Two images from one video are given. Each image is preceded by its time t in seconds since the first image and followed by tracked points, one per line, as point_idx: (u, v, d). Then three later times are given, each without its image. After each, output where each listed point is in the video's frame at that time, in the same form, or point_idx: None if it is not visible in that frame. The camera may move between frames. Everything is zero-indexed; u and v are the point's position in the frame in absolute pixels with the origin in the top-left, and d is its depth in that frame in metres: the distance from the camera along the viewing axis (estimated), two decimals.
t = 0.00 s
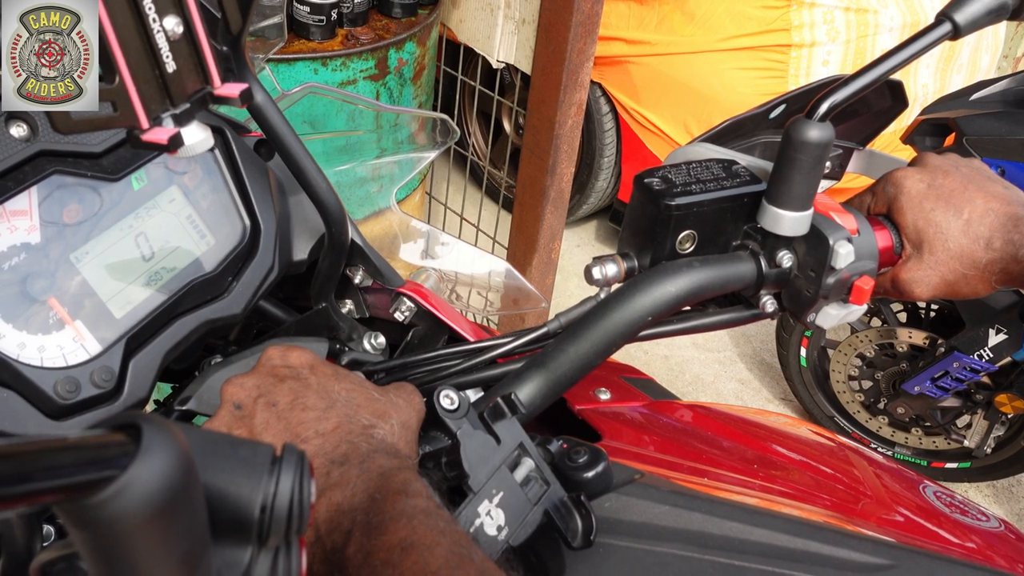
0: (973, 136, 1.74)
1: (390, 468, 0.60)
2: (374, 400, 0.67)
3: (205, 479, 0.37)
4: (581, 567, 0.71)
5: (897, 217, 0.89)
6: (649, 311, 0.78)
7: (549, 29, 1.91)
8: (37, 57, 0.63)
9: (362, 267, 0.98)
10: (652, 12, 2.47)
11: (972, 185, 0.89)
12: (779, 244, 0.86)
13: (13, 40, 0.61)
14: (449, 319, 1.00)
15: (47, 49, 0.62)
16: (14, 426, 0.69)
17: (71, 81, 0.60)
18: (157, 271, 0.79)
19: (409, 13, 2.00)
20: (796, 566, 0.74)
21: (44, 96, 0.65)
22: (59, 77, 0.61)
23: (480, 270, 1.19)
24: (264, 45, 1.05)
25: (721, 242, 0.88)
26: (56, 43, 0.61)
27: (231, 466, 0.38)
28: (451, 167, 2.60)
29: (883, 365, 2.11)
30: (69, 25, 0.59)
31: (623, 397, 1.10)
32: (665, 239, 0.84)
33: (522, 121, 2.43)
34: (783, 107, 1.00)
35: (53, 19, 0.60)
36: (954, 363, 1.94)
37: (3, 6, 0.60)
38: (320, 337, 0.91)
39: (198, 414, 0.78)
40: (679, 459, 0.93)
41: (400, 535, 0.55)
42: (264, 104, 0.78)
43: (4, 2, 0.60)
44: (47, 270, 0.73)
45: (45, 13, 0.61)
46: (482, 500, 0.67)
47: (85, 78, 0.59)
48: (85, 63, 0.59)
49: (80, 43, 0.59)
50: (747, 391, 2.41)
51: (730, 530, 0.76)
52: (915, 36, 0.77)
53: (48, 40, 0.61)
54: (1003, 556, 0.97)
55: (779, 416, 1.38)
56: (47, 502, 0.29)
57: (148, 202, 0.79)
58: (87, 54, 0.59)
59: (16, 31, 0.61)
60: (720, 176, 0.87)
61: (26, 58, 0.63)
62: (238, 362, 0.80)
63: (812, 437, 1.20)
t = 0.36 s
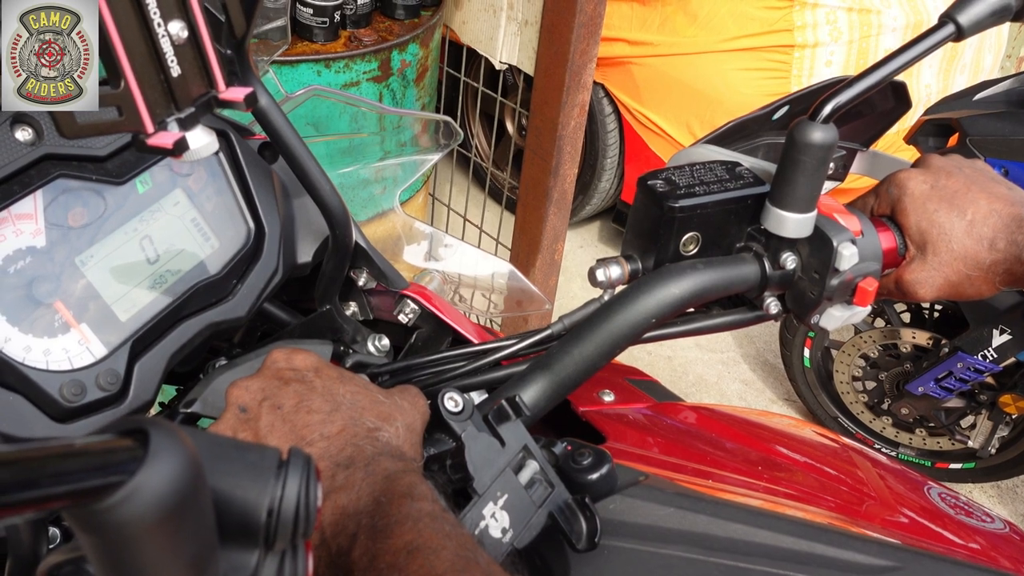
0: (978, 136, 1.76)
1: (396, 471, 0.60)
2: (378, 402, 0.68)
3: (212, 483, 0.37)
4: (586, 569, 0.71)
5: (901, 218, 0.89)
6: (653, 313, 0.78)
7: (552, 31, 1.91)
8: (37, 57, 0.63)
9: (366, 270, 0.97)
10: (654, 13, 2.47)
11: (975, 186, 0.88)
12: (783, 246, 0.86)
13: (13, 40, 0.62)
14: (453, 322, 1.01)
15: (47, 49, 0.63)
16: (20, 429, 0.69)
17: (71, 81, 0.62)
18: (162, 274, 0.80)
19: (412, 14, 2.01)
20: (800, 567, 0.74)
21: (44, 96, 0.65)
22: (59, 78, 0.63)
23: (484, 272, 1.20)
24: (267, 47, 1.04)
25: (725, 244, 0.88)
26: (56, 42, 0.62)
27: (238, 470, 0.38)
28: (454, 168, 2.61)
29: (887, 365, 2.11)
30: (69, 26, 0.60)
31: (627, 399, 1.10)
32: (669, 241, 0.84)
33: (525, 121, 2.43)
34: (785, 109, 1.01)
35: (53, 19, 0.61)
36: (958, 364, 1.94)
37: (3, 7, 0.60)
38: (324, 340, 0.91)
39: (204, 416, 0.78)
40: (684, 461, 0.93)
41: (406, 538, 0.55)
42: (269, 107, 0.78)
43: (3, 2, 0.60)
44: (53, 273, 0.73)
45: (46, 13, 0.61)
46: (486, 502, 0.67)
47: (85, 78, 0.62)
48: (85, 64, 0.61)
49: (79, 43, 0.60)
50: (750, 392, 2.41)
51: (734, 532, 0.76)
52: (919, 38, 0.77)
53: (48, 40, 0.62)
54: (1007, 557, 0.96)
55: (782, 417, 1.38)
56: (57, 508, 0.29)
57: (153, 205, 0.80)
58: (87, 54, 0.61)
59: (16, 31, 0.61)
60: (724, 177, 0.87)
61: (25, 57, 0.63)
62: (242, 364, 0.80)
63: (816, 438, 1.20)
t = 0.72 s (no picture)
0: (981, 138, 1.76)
1: (400, 472, 0.60)
2: (382, 403, 0.68)
3: (219, 484, 0.37)
4: (589, 570, 0.71)
5: (905, 219, 0.89)
6: (657, 314, 0.78)
7: (555, 32, 1.91)
8: (37, 57, 0.63)
9: (369, 271, 0.97)
10: (657, 14, 2.47)
11: (979, 187, 0.88)
12: (787, 247, 0.86)
13: (13, 40, 0.61)
14: (456, 322, 1.01)
15: (47, 50, 0.63)
16: (24, 430, 0.70)
17: (71, 81, 0.63)
18: (166, 275, 0.80)
19: (415, 15, 2.01)
20: (804, 569, 0.74)
21: (45, 96, 0.65)
22: (59, 77, 0.63)
23: (486, 274, 1.20)
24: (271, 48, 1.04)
25: (729, 245, 0.88)
26: (56, 42, 0.62)
27: (243, 471, 0.38)
28: (456, 169, 2.61)
29: (890, 366, 2.11)
30: (69, 25, 0.60)
31: (631, 400, 1.10)
32: (673, 242, 0.84)
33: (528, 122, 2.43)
34: (789, 110, 1.01)
35: (53, 19, 0.60)
36: (961, 365, 1.94)
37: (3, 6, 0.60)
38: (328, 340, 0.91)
39: (207, 417, 0.78)
40: (687, 462, 0.93)
41: (410, 540, 0.55)
42: (273, 109, 0.78)
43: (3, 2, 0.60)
44: (57, 274, 0.73)
45: (45, 14, 0.61)
46: (490, 503, 0.67)
47: (85, 78, 0.62)
48: (85, 64, 0.61)
49: (80, 42, 0.60)
50: (753, 393, 2.41)
51: (739, 534, 0.76)
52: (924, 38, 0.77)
53: (48, 41, 0.62)
54: (1011, 558, 0.96)
55: (784, 418, 1.38)
56: (62, 509, 0.29)
57: (157, 206, 0.80)
58: (87, 54, 0.61)
59: (16, 31, 0.61)
60: (728, 178, 0.87)
61: (25, 58, 0.63)
62: (246, 365, 0.80)
63: (819, 439, 1.20)
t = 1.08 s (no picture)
0: (983, 137, 1.75)
1: (403, 473, 0.60)
2: (385, 403, 0.68)
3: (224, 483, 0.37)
4: (593, 570, 0.71)
5: (908, 219, 0.89)
6: (660, 314, 0.77)
7: (556, 32, 1.91)
8: (37, 57, 0.64)
9: (371, 271, 0.98)
10: (658, 14, 2.47)
11: (983, 186, 0.88)
12: (790, 247, 0.86)
13: (13, 40, 0.63)
14: (459, 322, 1.00)
15: (47, 50, 0.64)
16: (27, 429, 0.70)
17: (71, 81, 0.64)
18: (169, 275, 0.80)
19: (417, 15, 2.01)
20: (808, 569, 0.74)
21: (45, 96, 0.66)
22: (59, 77, 0.65)
23: (488, 273, 1.19)
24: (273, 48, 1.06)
25: (732, 245, 0.88)
26: (56, 43, 0.64)
27: (249, 471, 0.38)
28: (458, 169, 2.61)
29: (892, 366, 2.11)
30: (69, 25, 0.61)
31: (633, 400, 1.09)
32: (676, 242, 0.84)
33: (529, 122, 2.44)
34: (792, 110, 1.01)
35: (53, 19, 0.62)
36: (963, 365, 1.93)
37: (3, 7, 0.62)
38: (331, 340, 0.91)
39: (211, 417, 0.78)
40: (690, 462, 0.93)
41: (414, 540, 0.55)
42: (275, 108, 0.78)
43: (4, 3, 0.62)
44: (60, 274, 0.73)
45: (45, 13, 0.62)
46: (494, 503, 0.67)
47: (85, 78, 0.64)
48: (85, 64, 0.63)
49: (80, 42, 0.62)
50: (755, 393, 2.40)
51: (742, 534, 0.76)
52: (927, 38, 0.77)
53: (48, 41, 0.64)
54: (1014, 558, 0.96)
55: (786, 417, 1.38)
56: (67, 508, 0.29)
57: (160, 206, 0.80)
58: (87, 54, 0.63)
59: (16, 31, 0.63)
60: (731, 178, 0.87)
61: (26, 57, 0.64)
62: (249, 365, 0.80)
63: (821, 439, 1.20)
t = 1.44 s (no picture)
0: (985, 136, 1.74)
1: (406, 472, 0.60)
2: (389, 401, 0.67)
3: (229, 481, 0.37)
4: (596, 569, 0.71)
5: (912, 217, 0.89)
6: (664, 312, 0.77)
7: (558, 31, 1.91)
8: (38, 57, 0.64)
9: (374, 269, 0.97)
10: (659, 13, 2.46)
11: (988, 185, 0.88)
12: (795, 245, 0.85)
13: (13, 40, 0.63)
14: (462, 321, 1.00)
15: (47, 50, 0.64)
16: (29, 427, 0.70)
17: (71, 81, 0.65)
18: (171, 273, 0.79)
19: (419, 14, 2.00)
20: (812, 568, 0.74)
21: (45, 96, 0.67)
22: (59, 77, 0.66)
23: (490, 271, 1.19)
24: (274, 47, 1.05)
25: (736, 244, 0.88)
26: (56, 43, 0.64)
27: (253, 469, 0.39)
28: (460, 168, 2.60)
29: (894, 366, 2.10)
30: (69, 26, 0.62)
31: (636, 399, 1.09)
32: (680, 240, 0.84)
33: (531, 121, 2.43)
34: (795, 108, 1.00)
35: (53, 19, 0.62)
36: (965, 365, 1.93)
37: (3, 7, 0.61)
38: (333, 339, 0.91)
39: (213, 416, 0.78)
40: (693, 461, 0.92)
41: (417, 539, 0.55)
42: (278, 106, 0.78)
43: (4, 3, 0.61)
44: (62, 272, 0.73)
45: (45, 13, 0.62)
46: (497, 502, 0.67)
47: (85, 78, 0.64)
48: (85, 64, 0.64)
49: (80, 43, 0.63)
50: (756, 393, 2.40)
51: (746, 533, 0.75)
52: (931, 36, 0.77)
53: (48, 41, 0.63)
54: (1018, 558, 0.96)
55: (789, 417, 1.38)
56: (71, 506, 0.29)
57: (163, 203, 0.80)
58: (87, 54, 0.64)
59: (16, 31, 0.62)
60: (735, 176, 0.87)
61: (26, 58, 0.64)
62: (251, 364, 0.80)
63: (824, 438, 1.19)
